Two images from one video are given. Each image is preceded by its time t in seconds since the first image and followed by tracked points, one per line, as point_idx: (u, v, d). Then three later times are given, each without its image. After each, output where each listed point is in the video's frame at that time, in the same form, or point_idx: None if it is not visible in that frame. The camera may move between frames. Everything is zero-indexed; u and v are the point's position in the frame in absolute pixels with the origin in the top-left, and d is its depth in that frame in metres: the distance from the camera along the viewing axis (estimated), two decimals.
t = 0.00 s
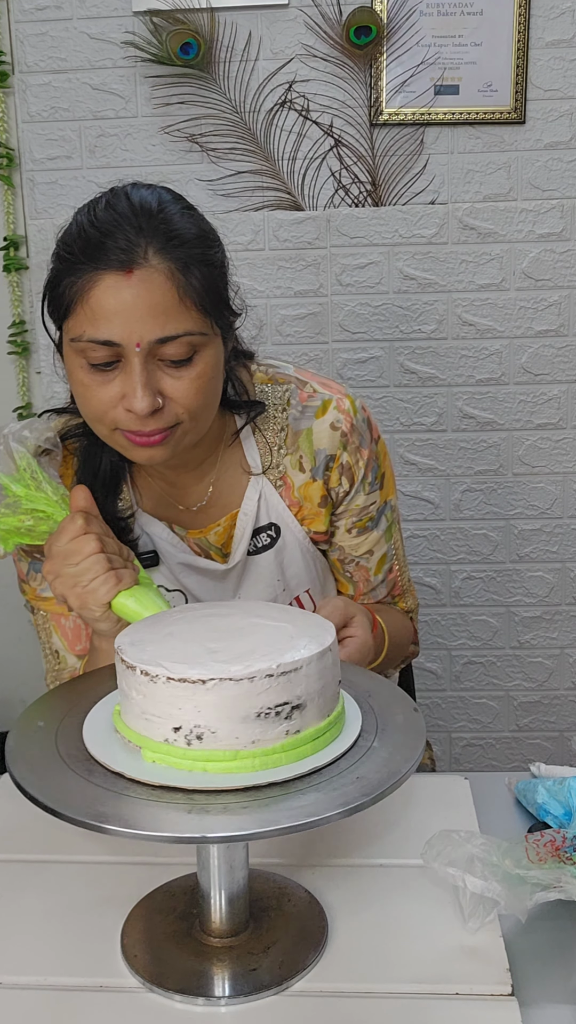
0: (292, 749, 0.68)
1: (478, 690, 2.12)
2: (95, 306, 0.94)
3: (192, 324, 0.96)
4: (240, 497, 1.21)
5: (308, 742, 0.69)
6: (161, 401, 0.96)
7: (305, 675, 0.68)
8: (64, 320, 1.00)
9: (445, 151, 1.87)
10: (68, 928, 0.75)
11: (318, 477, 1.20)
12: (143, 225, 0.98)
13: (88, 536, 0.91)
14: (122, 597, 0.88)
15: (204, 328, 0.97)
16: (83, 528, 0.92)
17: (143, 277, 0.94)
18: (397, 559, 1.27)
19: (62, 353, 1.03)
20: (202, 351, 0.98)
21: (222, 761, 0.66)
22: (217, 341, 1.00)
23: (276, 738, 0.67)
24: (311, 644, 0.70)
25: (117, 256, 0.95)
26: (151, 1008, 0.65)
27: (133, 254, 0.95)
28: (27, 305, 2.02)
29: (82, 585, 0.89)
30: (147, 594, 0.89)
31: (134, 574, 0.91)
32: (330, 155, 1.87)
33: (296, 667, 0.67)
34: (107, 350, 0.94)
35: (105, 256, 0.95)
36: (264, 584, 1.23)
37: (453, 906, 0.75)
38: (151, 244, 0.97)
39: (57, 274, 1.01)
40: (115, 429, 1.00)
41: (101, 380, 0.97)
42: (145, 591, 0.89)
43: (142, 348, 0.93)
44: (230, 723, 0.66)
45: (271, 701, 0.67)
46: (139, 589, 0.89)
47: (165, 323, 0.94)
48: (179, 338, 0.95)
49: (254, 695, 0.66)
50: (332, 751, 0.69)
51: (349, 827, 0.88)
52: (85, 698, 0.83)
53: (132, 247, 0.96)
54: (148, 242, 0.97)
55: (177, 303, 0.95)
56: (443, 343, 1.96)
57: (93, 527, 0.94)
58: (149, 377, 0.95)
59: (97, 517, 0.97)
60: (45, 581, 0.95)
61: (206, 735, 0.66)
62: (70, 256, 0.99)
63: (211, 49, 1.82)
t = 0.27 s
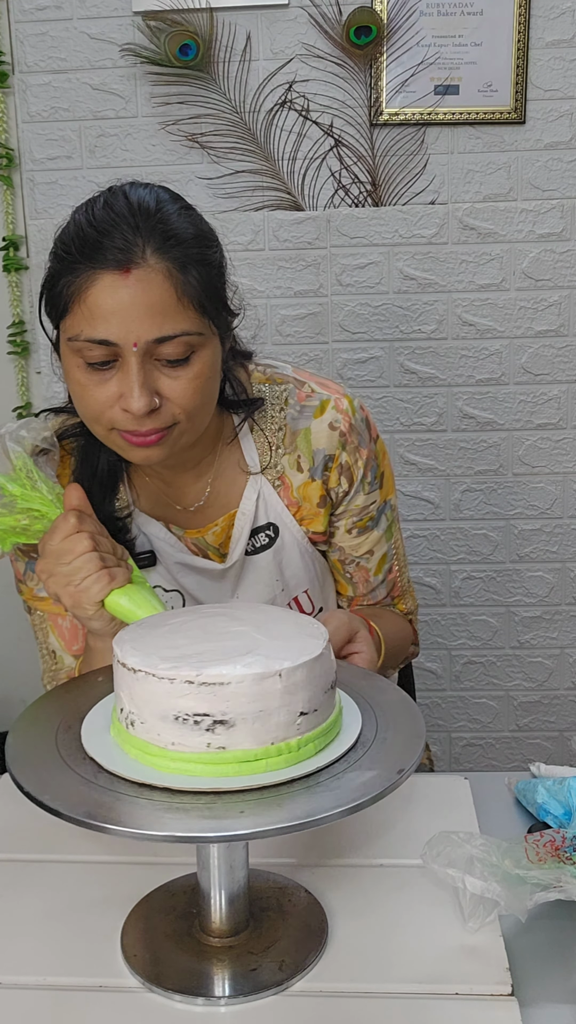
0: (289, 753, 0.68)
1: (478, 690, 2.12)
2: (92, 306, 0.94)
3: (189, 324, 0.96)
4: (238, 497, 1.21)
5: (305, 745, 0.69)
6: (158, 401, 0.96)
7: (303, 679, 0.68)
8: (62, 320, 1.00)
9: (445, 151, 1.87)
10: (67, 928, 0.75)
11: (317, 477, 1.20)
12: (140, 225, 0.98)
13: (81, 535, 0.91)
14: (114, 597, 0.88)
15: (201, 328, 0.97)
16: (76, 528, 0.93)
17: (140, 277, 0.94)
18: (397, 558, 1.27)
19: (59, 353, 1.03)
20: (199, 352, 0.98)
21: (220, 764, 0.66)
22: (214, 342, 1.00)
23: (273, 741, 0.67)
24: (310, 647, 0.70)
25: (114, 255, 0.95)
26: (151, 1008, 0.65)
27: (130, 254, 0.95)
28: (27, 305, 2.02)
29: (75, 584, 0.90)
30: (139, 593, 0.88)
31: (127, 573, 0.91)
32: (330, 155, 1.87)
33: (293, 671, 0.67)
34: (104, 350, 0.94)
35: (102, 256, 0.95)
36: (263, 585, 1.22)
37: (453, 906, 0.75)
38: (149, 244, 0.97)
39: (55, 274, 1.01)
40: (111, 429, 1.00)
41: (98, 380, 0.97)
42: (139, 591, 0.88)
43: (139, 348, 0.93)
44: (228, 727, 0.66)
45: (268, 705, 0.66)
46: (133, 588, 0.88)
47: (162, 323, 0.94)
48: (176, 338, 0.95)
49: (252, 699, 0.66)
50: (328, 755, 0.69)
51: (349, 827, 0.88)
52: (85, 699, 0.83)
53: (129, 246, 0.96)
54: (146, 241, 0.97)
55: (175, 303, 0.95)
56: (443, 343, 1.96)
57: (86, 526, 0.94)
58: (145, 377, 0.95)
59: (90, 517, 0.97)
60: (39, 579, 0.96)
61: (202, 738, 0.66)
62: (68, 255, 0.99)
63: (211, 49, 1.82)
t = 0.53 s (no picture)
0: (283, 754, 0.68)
1: (478, 690, 2.12)
2: (87, 305, 0.94)
3: (184, 323, 0.96)
4: (234, 497, 1.21)
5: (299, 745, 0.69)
6: (153, 401, 0.96)
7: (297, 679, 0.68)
8: (57, 320, 1.00)
9: (445, 151, 1.87)
10: (66, 928, 0.75)
11: (313, 477, 1.20)
12: (136, 225, 0.98)
13: (73, 535, 0.91)
14: (106, 597, 0.88)
15: (196, 328, 0.97)
16: (69, 528, 0.92)
17: (135, 276, 0.94)
18: (395, 559, 1.27)
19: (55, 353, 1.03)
20: (195, 351, 0.98)
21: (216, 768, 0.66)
22: (211, 341, 1.00)
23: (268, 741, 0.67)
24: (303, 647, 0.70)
25: (110, 255, 0.95)
26: (151, 1008, 0.65)
27: (126, 254, 0.95)
28: (27, 305, 2.02)
29: (67, 584, 0.90)
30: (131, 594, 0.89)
31: (120, 573, 0.91)
32: (330, 155, 1.87)
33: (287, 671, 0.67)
34: (100, 350, 0.94)
35: (98, 255, 0.95)
36: (259, 585, 1.22)
37: (453, 906, 0.75)
38: (144, 244, 0.97)
39: (51, 273, 1.01)
40: (107, 429, 1.00)
41: (94, 379, 0.97)
42: (131, 591, 0.89)
43: (134, 347, 0.93)
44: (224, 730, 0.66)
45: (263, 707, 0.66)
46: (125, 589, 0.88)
47: (157, 323, 0.94)
48: (172, 338, 0.95)
49: (247, 701, 0.66)
50: (325, 757, 0.69)
51: (348, 827, 0.88)
52: (84, 699, 0.82)
53: (124, 246, 0.96)
54: (141, 242, 0.97)
55: (170, 303, 0.95)
56: (443, 343, 1.96)
57: (78, 525, 0.94)
58: (141, 377, 0.95)
59: (83, 516, 0.96)
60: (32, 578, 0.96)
61: (197, 741, 0.66)
62: (63, 255, 0.99)
63: (212, 49, 1.82)
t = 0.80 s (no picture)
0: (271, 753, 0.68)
1: (478, 690, 2.12)
2: (87, 305, 0.94)
3: (185, 323, 0.96)
4: (233, 498, 1.21)
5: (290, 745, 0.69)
6: (154, 400, 0.96)
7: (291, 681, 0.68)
8: (58, 319, 1.00)
9: (445, 151, 1.87)
10: (66, 928, 0.75)
11: (314, 477, 1.20)
12: (136, 225, 0.98)
13: (72, 535, 0.91)
14: (105, 597, 0.88)
15: (196, 327, 0.97)
16: (67, 528, 0.92)
17: (135, 276, 0.94)
18: (396, 558, 1.28)
19: (56, 352, 1.03)
20: (195, 351, 0.98)
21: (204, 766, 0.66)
22: (211, 341, 1.00)
23: (258, 741, 0.67)
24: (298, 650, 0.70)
25: (110, 255, 0.95)
26: (151, 1008, 0.65)
27: (126, 253, 0.95)
28: (27, 305, 2.02)
29: (65, 584, 0.90)
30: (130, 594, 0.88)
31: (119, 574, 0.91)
32: (330, 155, 1.87)
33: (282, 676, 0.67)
34: (100, 349, 0.94)
35: (98, 255, 0.95)
36: (259, 584, 1.22)
37: (453, 906, 0.75)
38: (144, 244, 0.97)
39: (51, 273, 1.01)
40: (107, 429, 1.00)
41: (94, 379, 0.97)
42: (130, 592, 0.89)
43: (134, 347, 0.93)
44: (213, 729, 0.66)
45: (254, 709, 0.67)
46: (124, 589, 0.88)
47: (157, 323, 0.94)
48: (172, 338, 0.95)
49: (240, 703, 0.66)
50: (319, 758, 0.69)
51: (348, 827, 0.88)
52: (84, 699, 0.83)
53: (124, 246, 0.96)
54: (141, 242, 0.97)
55: (170, 303, 0.95)
56: (443, 343, 1.96)
57: (77, 525, 0.94)
58: (141, 377, 0.95)
59: (81, 517, 0.96)
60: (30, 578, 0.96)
61: (192, 740, 0.66)
62: (63, 254, 0.99)
63: (212, 49, 1.82)
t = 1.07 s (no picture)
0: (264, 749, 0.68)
1: (478, 690, 2.12)
2: (90, 306, 0.94)
3: (187, 324, 0.96)
4: (234, 497, 1.21)
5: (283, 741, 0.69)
6: (156, 401, 0.96)
7: (287, 679, 0.68)
8: (60, 320, 1.00)
9: (445, 151, 1.87)
10: (66, 929, 0.75)
11: (314, 478, 1.20)
12: (138, 225, 0.98)
13: (71, 535, 0.91)
14: (104, 596, 0.88)
15: (199, 328, 0.97)
16: (67, 527, 0.92)
17: (138, 277, 0.94)
18: (396, 559, 1.28)
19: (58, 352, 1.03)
20: (198, 352, 0.98)
21: (197, 760, 0.66)
22: (213, 342, 1.00)
23: (252, 736, 0.67)
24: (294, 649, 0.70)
25: (112, 255, 0.95)
26: (151, 1008, 0.65)
27: (129, 254, 0.95)
28: (28, 305, 2.02)
29: (65, 584, 0.90)
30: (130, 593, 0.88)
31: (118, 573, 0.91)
32: (330, 155, 1.87)
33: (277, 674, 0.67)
34: (103, 349, 0.94)
35: (100, 255, 0.95)
36: (259, 584, 1.22)
37: (452, 906, 0.75)
38: (147, 244, 0.97)
39: (53, 273, 1.01)
40: (109, 429, 1.00)
41: (96, 379, 0.97)
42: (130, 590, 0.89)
43: (137, 347, 0.93)
44: (207, 724, 0.66)
45: (249, 706, 0.67)
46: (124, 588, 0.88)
47: (160, 323, 0.94)
48: (175, 338, 0.95)
49: (236, 701, 0.66)
50: (315, 756, 0.69)
51: (347, 827, 0.88)
52: (84, 699, 0.83)
53: (127, 246, 0.96)
54: (144, 242, 0.97)
55: (172, 303, 0.95)
56: (443, 343, 1.96)
57: (77, 524, 0.94)
58: (144, 377, 0.95)
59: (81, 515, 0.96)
60: (30, 577, 0.96)
61: (190, 738, 0.66)
62: (66, 254, 0.99)
63: (212, 49, 1.82)
